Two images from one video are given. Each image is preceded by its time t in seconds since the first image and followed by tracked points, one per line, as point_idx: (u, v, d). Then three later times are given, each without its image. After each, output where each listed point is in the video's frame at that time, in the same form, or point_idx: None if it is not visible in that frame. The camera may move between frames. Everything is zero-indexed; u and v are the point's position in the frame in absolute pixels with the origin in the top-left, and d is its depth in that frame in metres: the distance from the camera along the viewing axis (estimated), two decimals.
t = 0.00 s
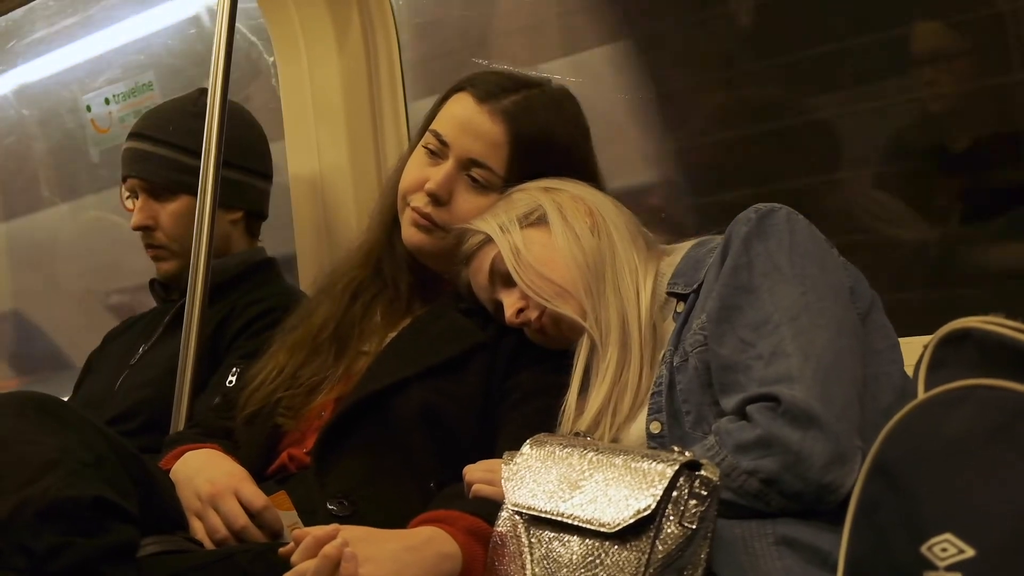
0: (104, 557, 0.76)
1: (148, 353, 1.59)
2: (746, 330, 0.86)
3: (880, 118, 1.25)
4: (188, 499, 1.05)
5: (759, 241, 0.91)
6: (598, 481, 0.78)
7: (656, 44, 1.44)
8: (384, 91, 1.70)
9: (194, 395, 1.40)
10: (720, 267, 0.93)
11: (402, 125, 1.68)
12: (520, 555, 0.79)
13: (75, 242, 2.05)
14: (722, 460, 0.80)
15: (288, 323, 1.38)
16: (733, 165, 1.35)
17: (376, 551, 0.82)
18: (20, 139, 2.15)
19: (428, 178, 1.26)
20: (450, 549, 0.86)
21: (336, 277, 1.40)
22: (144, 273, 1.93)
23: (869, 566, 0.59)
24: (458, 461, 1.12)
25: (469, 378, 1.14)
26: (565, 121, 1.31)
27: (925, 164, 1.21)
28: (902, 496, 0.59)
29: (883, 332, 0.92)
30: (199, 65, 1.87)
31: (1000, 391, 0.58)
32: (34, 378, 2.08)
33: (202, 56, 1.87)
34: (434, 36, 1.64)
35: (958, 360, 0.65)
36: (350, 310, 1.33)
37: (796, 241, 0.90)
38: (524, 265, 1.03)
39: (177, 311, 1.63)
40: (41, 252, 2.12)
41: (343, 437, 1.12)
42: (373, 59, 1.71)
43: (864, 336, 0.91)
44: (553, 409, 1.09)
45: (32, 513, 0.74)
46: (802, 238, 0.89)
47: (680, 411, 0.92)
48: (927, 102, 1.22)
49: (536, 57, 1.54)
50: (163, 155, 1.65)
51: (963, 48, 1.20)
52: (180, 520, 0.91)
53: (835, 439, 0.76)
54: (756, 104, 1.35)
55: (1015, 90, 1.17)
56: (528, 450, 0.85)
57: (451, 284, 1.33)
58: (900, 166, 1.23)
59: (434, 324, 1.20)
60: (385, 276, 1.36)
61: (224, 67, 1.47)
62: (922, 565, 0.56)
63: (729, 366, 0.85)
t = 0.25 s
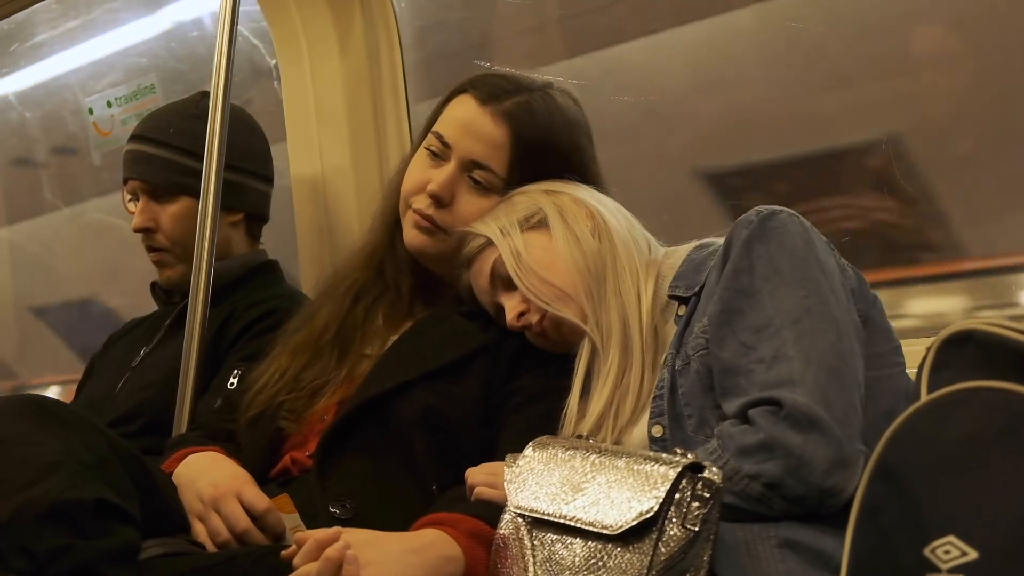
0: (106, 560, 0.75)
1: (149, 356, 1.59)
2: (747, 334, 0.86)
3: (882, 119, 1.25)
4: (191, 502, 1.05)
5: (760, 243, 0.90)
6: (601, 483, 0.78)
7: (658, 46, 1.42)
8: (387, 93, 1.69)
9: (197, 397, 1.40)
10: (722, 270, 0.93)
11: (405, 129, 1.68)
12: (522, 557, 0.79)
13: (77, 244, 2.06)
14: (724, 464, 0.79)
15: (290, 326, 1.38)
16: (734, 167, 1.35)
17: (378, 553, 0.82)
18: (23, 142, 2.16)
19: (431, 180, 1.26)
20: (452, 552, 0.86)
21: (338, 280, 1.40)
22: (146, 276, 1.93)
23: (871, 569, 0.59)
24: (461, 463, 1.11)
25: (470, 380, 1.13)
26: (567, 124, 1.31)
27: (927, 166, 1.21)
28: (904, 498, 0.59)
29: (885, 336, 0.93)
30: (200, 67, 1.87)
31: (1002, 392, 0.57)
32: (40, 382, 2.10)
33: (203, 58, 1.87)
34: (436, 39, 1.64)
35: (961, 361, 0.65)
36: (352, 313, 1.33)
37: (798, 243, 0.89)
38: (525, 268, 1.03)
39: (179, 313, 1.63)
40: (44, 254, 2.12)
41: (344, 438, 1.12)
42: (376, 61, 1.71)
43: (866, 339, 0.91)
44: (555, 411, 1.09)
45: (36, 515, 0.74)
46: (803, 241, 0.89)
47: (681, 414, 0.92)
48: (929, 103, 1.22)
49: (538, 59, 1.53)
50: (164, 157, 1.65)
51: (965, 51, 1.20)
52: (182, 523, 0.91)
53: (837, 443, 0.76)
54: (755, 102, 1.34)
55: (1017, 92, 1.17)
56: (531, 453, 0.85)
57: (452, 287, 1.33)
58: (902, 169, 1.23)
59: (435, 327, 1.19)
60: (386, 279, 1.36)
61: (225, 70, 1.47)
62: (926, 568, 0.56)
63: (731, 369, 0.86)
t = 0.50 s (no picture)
0: (110, 562, 0.75)
1: (150, 358, 1.59)
2: (748, 337, 0.86)
3: (883, 121, 1.25)
4: (192, 506, 1.05)
5: (761, 246, 0.90)
6: (602, 486, 0.78)
7: (659, 48, 1.42)
8: (388, 96, 1.69)
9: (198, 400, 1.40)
10: (723, 273, 0.93)
11: (406, 133, 1.69)
12: (524, 560, 0.79)
13: (78, 248, 2.06)
14: (725, 467, 0.79)
15: (292, 330, 1.38)
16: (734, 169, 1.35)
17: (380, 556, 0.82)
18: (24, 145, 2.16)
19: (431, 182, 1.26)
20: (454, 555, 0.86)
21: (339, 283, 1.40)
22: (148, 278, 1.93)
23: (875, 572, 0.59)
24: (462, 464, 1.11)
25: (472, 383, 1.13)
26: (569, 127, 1.31)
27: (928, 168, 1.21)
28: (906, 501, 0.59)
29: (886, 337, 0.93)
30: (202, 70, 1.87)
31: (1005, 394, 0.57)
32: (44, 385, 2.10)
33: (205, 61, 1.87)
34: (437, 41, 1.64)
35: (963, 363, 0.64)
36: (354, 316, 1.33)
37: (799, 246, 0.89)
38: (526, 272, 1.03)
39: (180, 316, 1.63)
40: (46, 257, 2.13)
41: (346, 441, 1.12)
42: (377, 64, 1.70)
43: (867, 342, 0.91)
44: (557, 414, 1.09)
45: (38, 519, 0.74)
46: (803, 244, 0.89)
47: (683, 417, 0.92)
48: (930, 105, 1.22)
49: (539, 62, 1.54)
50: (166, 160, 1.65)
51: (965, 53, 1.21)
52: (184, 526, 0.91)
53: (839, 446, 0.76)
54: (756, 104, 1.34)
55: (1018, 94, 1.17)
56: (533, 455, 0.85)
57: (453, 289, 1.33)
58: (903, 171, 1.23)
59: (437, 330, 1.20)
60: (388, 283, 1.36)
61: (226, 72, 1.47)
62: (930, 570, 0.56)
63: (732, 372, 0.86)
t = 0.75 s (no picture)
0: (111, 564, 0.75)
1: (151, 360, 1.59)
2: (749, 341, 0.86)
3: (883, 125, 1.25)
4: (192, 508, 1.05)
5: (763, 250, 0.90)
6: (602, 490, 0.78)
7: (660, 52, 1.42)
8: (390, 99, 1.69)
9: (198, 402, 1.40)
10: (724, 278, 0.93)
11: (407, 135, 1.68)
12: (524, 563, 0.79)
13: (79, 250, 2.06)
14: (726, 472, 0.79)
15: (292, 333, 1.38)
16: (735, 173, 1.35)
17: (379, 559, 0.82)
18: (26, 147, 2.16)
19: (433, 178, 1.26)
20: (454, 558, 0.86)
21: (341, 286, 1.40)
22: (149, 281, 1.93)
23: None
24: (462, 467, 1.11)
25: (472, 386, 1.13)
26: (571, 131, 1.32)
27: (929, 172, 1.21)
28: (905, 505, 0.59)
29: (887, 342, 0.93)
30: (202, 72, 1.87)
31: (1005, 399, 0.58)
32: (43, 387, 2.10)
33: (206, 63, 1.87)
34: (438, 44, 1.64)
35: (962, 368, 0.64)
36: (355, 320, 1.33)
37: (800, 250, 0.89)
38: (528, 275, 1.03)
39: (181, 318, 1.63)
40: (46, 259, 2.13)
41: (346, 444, 1.12)
42: (378, 66, 1.70)
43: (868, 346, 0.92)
44: (557, 417, 1.09)
45: (38, 521, 0.74)
46: (805, 249, 0.89)
47: (684, 421, 0.92)
48: (931, 109, 1.22)
49: (540, 65, 1.54)
50: (167, 161, 1.65)
51: (966, 57, 1.21)
52: (185, 529, 0.91)
53: (840, 451, 0.76)
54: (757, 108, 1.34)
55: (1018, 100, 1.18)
56: (533, 458, 0.85)
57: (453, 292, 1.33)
58: (904, 175, 1.23)
59: (438, 333, 1.20)
60: (389, 286, 1.36)
61: (228, 76, 1.48)
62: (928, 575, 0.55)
63: (734, 377, 0.86)
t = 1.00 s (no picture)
0: (110, 566, 0.75)
1: (149, 361, 1.59)
2: (748, 345, 0.86)
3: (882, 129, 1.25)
4: (190, 509, 1.05)
5: (762, 254, 0.90)
6: (600, 492, 0.78)
7: (659, 54, 1.42)
8: (388, 102, 1.70)
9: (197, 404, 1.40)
10: (723, 281, 0.93)
11: (405, 139, 1.69)
12: (521, 565, 0.79)
13: (77, 251, 2.06)
14: (725, 475, 0.79)
15: (291, 335, 1.38)
16: (734, 176, 1.35)
17: (378, 561, 0.82)
18: (24, 148, 2.16)
19: (434, 176, 1.25)
20: (452, 561, 0.86)
21: (340, 288, 1.40)
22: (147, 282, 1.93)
23: None
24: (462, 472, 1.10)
25: (471, 388, 1.13)
26: (570, 135, 1.32)
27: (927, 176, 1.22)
28: (902, 508, 0.59)
29: (885, 346, 0.93)
30: (201, 73, 1.87)
31: (1002, 402, 0.57)
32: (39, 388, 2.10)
33: (205, 65, 1.87)
34: (437, 46, 1.64)
35: (959, 371, 0.64)
36: (354, 322, 1.33)
37: (798, 254, 0.89)
38: (526, 278, 1.03)
39: (179, 319, 1.63)
40: (44, 260, 2.13)
41: (344, 446, 1.12)
42: (376, 69, 1.71)
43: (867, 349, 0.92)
44: (555, 420, 1.09)
45: (37, 523, 0.74)
46: (803, 251, 0.89)
47: (682, 424, 0.92)
48: (929, 113, 1.22)
49: (539, 66, 1.54)
50: (167, 163, 1.65)
51: (964, 60, 1.21)
52: (183, 531, 0.91)
53: (838, 454, 0.76)
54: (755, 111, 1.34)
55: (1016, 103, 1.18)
56: (531, 461, 0.85)
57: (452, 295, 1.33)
58: (903, 179, 1.24)
59: (437, 336, 1.20)
60: (388, 289, 1.36)
61: (226, 78, 1.47)
62: None
63: (732, 380, 0.86)
